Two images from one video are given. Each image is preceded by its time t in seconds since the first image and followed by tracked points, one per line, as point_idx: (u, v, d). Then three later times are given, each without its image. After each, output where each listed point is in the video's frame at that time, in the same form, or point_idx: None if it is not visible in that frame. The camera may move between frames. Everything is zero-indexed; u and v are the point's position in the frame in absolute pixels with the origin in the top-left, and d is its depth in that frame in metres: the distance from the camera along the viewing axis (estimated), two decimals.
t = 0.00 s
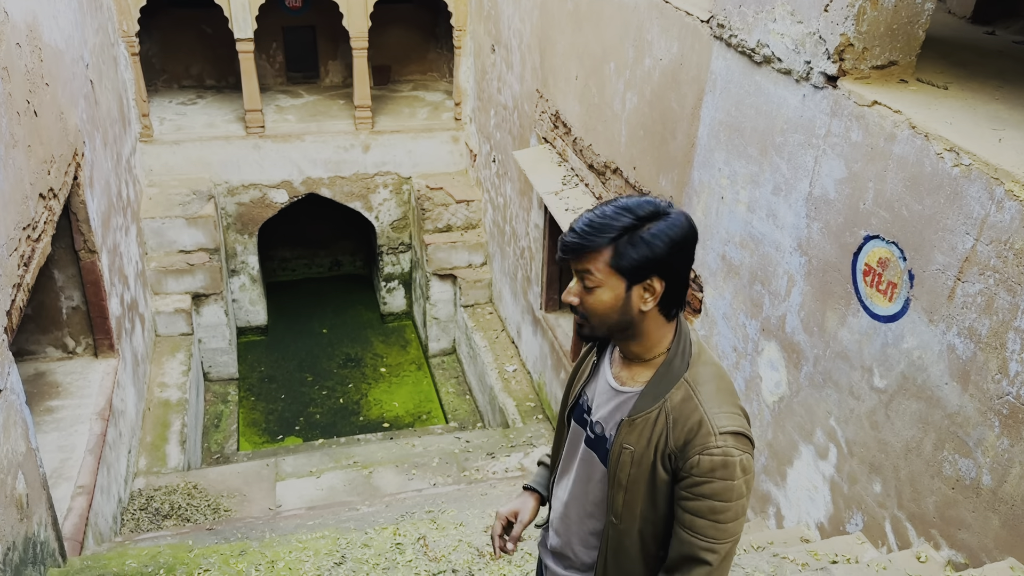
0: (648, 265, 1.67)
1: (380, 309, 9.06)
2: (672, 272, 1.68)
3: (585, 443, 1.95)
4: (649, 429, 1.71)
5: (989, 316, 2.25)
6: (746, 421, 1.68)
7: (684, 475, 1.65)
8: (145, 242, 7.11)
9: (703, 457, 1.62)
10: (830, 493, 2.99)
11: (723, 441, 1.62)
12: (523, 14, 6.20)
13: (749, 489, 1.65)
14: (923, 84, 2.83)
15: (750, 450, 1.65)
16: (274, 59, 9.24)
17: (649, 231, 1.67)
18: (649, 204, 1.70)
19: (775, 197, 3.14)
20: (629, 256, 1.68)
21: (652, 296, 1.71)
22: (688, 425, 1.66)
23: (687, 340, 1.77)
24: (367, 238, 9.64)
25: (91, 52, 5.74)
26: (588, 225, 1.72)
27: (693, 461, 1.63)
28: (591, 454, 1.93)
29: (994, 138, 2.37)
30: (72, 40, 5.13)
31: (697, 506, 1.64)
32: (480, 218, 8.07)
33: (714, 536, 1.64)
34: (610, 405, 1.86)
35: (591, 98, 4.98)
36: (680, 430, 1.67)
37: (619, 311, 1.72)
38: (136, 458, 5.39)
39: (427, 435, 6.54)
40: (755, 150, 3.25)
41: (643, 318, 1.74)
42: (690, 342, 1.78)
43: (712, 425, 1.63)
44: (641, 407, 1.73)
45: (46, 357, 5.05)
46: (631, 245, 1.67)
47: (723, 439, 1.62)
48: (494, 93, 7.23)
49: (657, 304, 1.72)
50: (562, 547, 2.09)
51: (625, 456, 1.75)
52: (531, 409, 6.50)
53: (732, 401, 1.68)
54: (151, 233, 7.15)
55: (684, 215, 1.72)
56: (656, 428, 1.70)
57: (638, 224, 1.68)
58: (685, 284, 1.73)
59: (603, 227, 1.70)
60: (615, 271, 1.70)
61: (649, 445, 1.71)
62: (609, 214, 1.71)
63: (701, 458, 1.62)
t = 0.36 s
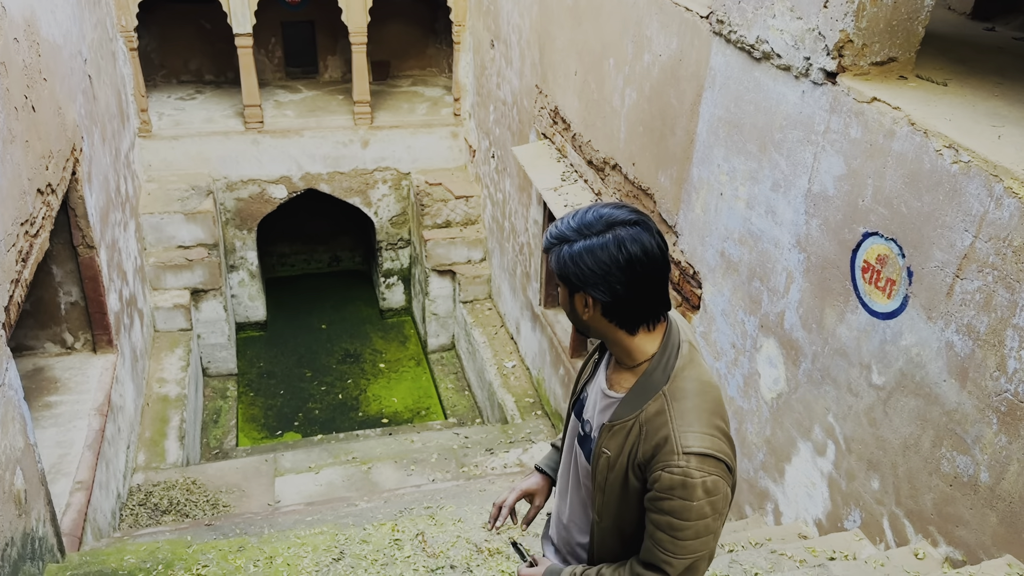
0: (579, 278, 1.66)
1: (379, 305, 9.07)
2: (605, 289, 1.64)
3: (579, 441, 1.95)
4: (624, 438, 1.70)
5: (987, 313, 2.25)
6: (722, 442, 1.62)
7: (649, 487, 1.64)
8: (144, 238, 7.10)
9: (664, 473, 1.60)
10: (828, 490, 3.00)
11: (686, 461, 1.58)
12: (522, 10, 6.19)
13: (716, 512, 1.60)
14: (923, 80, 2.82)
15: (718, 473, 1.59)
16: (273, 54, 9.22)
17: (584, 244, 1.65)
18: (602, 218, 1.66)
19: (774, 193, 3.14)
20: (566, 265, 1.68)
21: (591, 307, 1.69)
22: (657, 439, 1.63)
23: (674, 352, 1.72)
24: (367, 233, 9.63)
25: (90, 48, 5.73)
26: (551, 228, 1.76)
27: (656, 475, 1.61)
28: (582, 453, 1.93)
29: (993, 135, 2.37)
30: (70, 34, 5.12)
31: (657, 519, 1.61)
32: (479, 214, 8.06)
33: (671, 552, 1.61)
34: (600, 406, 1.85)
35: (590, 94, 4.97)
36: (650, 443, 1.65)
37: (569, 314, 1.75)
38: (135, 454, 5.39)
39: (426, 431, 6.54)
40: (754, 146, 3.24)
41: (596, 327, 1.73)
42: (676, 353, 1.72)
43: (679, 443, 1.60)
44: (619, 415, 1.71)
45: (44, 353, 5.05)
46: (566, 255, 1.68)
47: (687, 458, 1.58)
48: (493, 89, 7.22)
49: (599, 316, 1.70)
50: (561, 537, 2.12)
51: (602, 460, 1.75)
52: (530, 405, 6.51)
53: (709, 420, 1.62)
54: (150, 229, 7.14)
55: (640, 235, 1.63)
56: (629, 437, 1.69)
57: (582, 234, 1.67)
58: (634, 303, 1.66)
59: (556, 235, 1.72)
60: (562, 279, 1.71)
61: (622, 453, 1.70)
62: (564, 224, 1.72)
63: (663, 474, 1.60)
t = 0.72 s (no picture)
0: (565, 274, 1.67)
1: (378, 302, 9.06)
2: (590, 285, 1.64)
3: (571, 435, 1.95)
4: (607, 431, 1.70)
5: (986, 310, 2.25)
6: (703, 440, 1.61)
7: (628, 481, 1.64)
8: (143, 234, 7.09)
9: (640, 467, 1.60)
10: (826, 487, 3.00)
11: (662, 456, 1.58)
12: (521, 6, 6.18)
13: (690, 511, 1.59)
14: (922, 77, 2.82)
15: (695, 471, 1.58)
16: (272, 51, 9.21)
17: (571, 240, 1.65)
18: (591, 215, 1.66)
19: (773, 190, 3.14)
20: (552, 259, 1.69)
21: (578, 303, 1.70)
22: (637, 434, 1.63)
23: (661, 349, 1.71)
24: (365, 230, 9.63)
25: (88, 44, 5.72)
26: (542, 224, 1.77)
27: (633, 469, 1.61)
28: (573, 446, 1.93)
29: (992, 132, 2.37)
30: (68, 30, 5.11)
31: (634, 514, 1.62)
32: (478, 211, 8.05)
33: (645, 547, 1.61)
34: (589, 400, 1.86)
35: (589, 90, 4.97)
36: (630, 437, 1.65)
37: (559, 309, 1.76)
38: (134, 450, 5.39)
39: (425, 427, 6.55)
40: (753, 143, 3.24)
41: (583, 323, 1.74)
42: (664, 350, 1.72)
43: (657, 437, 1.60)
44: (604, 409, 1.72)
45: (43, 349, 5.05)
46: (555, 251, 1.68)
47: (664, 453, 1.58)
48: (492, 85, 7.21)
49: (586, 311, 1.70)
50: (556, 531, 2.12)
51: (588, 452, 1.76)
52: (529, 402, 6.51)
53: (690, 417, 1.62)
54: (149, 225, 7.14)
55: (626, 234, 1.62)
56: (611, 430, 1.69)
57: (565, 234, 1.67)
58: (620, 301, 1.66)
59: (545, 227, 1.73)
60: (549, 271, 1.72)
61: (605, 446, 1.71)
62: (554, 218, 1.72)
63: (639, 467, 1.60)
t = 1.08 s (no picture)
0: (576, 271, 1.67)
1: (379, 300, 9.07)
2: (602, 282, 1.65)
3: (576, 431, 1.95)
4: (613, 429, 1.71)
5: (989, 308, 2.26)
6: (709, 438, 1.62)
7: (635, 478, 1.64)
8: (144, 232, 7.10)
9: (648, 465, 1.60)
10: (828, 485, 3.01)
11: (670, 454, 1.58)
12: (523, 4, 6.17)
13: (697, 509, 1.60)
14: (925, 76, 2.83)
15: (702, 469, 1.59)
16: (273, 48, 9.21)
17: (584, 237, 1.65)
18: (603, 213, 1.67)
19: (776, 188, 3.14)
20: (563, 256, 1.69)
21: (588, 300, 1.70)
22: (644, 432, 1.64)
23: (668, 347, 1.72)
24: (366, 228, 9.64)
25: (90, 41, 5.72)
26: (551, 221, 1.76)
27: (640, 467, 1.62)
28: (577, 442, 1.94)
29: (994, 131, 2.37)
30: (70, 28, 5.11)
31: (640, 511, 1.62)
32: (479, 209, 8.06)
33: (652, 545, 1.62)
34: (594, 397, 1.86)
35: (591, 88, 4.97)
36: (637, 435, 1.65)
37: (568, 306, 1.76)
38: (136, 448, 5.40)
39: (426, 425, 6.56)
40: (756, 142, 3.24)
41: (593, 321, 1.74)
42: (671, 349, 1.72)
43: (665, 436, 1.60)
44: (610, 406, 1.72)
45: (45, 347, 5.06)
46: (567, 247, 1.68)
47: (671, 451, 1.58)
48: (494, 83, 7.21)
49: (596, 309, 1.71)
50: (557, 526, 2.13)
51: (593, 449, 1.76)
52: (530, 400, 6.52)
53: (697, 416, 1.62)
54: (150, 223, 7.14)
55: (638, 232, 1.63)
56: (618, 428, 1.70)
57: (577, 231, 1.68)
58: (631, 299, 1.66)
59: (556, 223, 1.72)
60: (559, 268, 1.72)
61: (611, 443, 1.71)
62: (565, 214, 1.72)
63: (646, 466, 1.60)
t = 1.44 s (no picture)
0: (593, 268, 1.68)
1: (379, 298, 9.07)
2: (618, 279, 1.65)
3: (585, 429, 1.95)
4: (625, 427, 1.71)
5: (991, 307, 2.26)
6: (723, 436, 1.63)
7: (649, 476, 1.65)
8: (145, 230, 7.10)
9: (663, 463, 1.61)
10: (830, 484, 3.01)
11: (685, 452, 1.59)
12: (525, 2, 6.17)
13: (712, 506, 1.61)
14: (928, 76, 2.83)
15: (718, 466, 1.59)
16: (274, 46, 9.20)
17: (602, 234, 1.66)
18: (621, 211, 1.67)
19: (778, 188, 3.15)
20: (580, 253, 1.69)
21: (604, 298, 1.70)
22: (658, 430, 1.64)
23: (680, 346, 1.72)
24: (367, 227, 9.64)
25: (92, 39, 5.72)
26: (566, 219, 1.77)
27: (655, 465, 1.62)
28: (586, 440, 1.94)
29: (998, 131, 2.38)
30: (72, 25, 5.11)
31: (655, 509, 1.63)
32: (480, 208, 8.06)
33: (667, 542, 1.62)
34: (605, 395, 1.86)
35: (593, 87, 4.98)
36: (651, 434, 1.65)
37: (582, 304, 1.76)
38: (137, 445, 5.41)
39: (427, 423, 6.57)
40: (759, 141, 3.25)
41: (607, 318, 1.74)
42: (683, 347, 1.72)
43: (680, 434, 1.61)
44: (622, 404, 1.72)
45: (46, 344, 5.06)
46: (583, 245, 1.69)
47: (686, 449, 1.59)
48: (495, 82, 7.21)
49: (611, 307, 1.71)
50: (564, 523, 2.13)
51: (604, 448, 1.76)
52: (531, 398, 6.53)
53: (711, 413, 1.63)
54: (151, 221, 7.13)
55: (656, 230, 1.63)
56: (630, 426, 1.70)
57: (593, 229, 1.68)
58: (648, 297, 1.67)
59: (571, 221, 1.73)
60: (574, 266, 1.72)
61: (623, 441, 1.71)
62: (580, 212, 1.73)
63: (662, 464, 1.61)
